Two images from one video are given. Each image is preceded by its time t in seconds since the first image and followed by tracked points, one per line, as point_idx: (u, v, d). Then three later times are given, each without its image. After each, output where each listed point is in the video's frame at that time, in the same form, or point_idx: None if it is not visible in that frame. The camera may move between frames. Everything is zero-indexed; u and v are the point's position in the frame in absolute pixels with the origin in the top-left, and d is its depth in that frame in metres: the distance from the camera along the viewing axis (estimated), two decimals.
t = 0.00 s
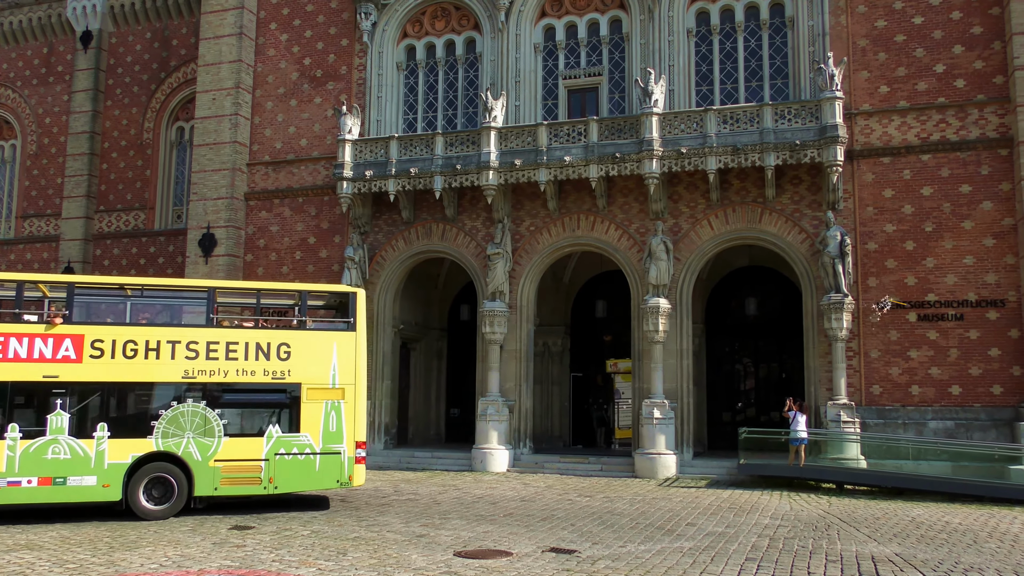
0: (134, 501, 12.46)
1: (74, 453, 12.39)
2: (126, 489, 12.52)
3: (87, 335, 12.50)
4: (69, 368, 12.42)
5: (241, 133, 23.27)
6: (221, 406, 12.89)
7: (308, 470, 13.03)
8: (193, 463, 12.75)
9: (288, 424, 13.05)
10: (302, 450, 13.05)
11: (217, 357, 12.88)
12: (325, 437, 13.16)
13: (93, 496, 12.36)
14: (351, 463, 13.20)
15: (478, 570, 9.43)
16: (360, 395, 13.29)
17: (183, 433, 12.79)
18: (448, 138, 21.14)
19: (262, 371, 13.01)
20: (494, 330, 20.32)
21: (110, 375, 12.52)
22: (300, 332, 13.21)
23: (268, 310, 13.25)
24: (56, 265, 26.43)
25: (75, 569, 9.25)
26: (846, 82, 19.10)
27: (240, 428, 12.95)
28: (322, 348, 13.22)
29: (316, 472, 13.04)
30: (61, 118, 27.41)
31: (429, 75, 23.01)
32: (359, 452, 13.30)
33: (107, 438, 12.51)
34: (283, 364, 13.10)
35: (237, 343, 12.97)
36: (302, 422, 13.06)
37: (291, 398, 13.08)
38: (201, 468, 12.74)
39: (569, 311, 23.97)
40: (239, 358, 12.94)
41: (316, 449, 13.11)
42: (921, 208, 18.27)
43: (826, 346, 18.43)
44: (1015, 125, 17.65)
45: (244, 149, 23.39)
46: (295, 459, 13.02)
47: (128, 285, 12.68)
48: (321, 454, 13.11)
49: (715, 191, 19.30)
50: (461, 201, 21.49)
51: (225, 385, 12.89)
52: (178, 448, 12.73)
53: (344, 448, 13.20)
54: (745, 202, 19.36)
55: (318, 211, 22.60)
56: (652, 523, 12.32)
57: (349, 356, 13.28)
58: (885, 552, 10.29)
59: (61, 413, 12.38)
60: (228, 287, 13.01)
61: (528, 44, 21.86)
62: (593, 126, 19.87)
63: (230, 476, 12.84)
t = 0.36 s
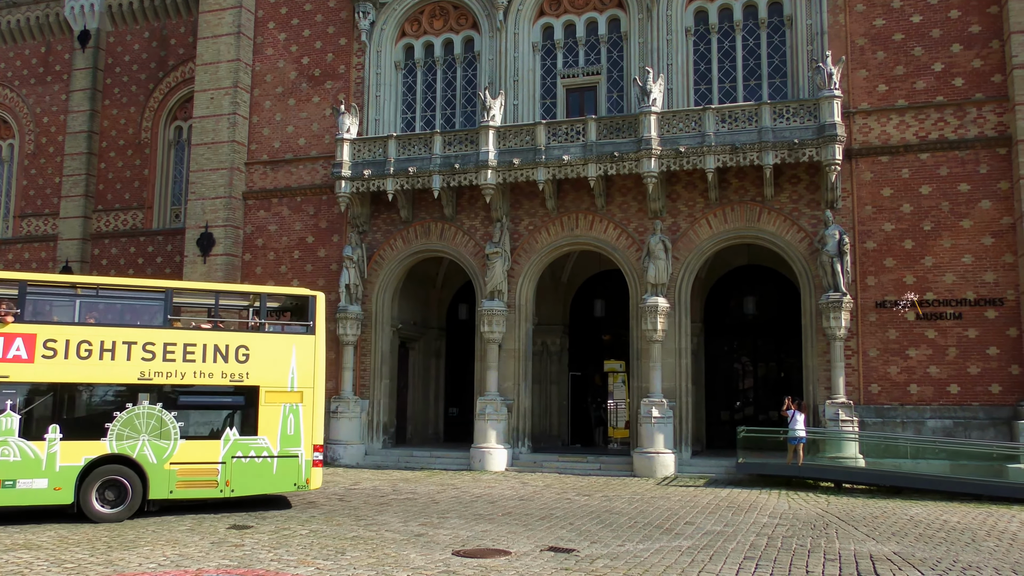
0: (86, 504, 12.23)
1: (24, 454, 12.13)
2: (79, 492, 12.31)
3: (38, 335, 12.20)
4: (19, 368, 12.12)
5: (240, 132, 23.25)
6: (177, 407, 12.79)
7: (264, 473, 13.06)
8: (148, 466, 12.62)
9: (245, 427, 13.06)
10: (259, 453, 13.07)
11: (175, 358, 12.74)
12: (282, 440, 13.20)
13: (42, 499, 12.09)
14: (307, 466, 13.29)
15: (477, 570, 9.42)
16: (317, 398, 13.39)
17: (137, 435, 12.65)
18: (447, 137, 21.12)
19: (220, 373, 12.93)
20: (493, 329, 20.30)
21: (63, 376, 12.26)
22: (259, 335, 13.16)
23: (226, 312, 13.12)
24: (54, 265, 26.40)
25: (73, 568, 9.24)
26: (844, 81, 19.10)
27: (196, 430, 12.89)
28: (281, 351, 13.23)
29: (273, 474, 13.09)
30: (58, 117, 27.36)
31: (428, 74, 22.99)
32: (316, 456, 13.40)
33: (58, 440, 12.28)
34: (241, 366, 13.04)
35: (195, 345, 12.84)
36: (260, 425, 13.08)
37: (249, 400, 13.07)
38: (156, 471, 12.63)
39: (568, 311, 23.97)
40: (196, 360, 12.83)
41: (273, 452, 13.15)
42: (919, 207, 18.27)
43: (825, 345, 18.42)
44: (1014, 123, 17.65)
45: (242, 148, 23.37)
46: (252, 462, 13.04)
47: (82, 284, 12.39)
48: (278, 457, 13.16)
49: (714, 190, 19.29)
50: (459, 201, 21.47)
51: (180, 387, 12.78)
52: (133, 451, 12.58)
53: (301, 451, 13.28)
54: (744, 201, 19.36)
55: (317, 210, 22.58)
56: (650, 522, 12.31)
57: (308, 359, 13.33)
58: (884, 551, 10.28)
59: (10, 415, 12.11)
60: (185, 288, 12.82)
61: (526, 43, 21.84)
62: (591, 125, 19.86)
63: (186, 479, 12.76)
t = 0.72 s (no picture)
0: (37, 509, 12.04)
1: None
2: (29, 497, 12.10)
3: None
4: None
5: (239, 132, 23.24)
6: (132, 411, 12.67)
7: (220, 478, 13.02)
8: (101, 471, 12.47)
9: (201, 432, 13.01)
10: (216, 458, 13.03)
11: (131, 361, 12.61)
12: (239, 445, 13.16)
13: None
14: (265, 471, 13.28)
15: (475, 571, 9.41)
16: (276, 403, 13.42)
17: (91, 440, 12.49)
18: (446, 138, 21.13)
19: (177, 377, 12.86)
20: (491, 330, 20.27)
21: (13, 378, 11.98)
22: (217, 339, 13.12)
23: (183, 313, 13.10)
24: (52, 265, 26.38)
25: (71, 568, 9.25)
26: (843, 82, 19.11)
27: (151, 433, 12.81)
28: (240, 356, 13.20)
29: (229, 480, 13.06)
30: (57, 117, 27.35)
31: (427, 75, 22.99)
32: (274, 460, 13.37)
33: (9, 444, 12.06)
34: (199, 370, 12.99)
35: (152, 348, 12.74)
36: (217, 430, 13.03)
37: (205, 405, 13.04)
38: (109, 476, 12.48)
39: (567, 312, 23.95)
40: (153, 363, 12.72)
41: (230, 457, 13.11)
42: (918, 209, 18.28)
43: (823, 346, 18.44)
44: (1012, 126, 17.66)
45: (241, 148, 23.37)
46: (208, 467, 12.99)
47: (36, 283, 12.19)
48: (235, 462, 13.12)
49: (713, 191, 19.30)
50: (458, 201, 21.48)
51: (136, 391, 12.65)
52: (86, 455, 12.42)
53: (259, 456, 13.25)
54: (743, 203, 19.37)
55: (316, 210, 22.58)
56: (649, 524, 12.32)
57: (268, 364, 13.35)
58: (882, 552, 10.29)
59: None
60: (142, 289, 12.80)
61: (526, 44, 21.85)
62: (591, 126, 19.88)
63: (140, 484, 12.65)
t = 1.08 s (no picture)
0: None
1: None
2: None
3: None
4: None
5: (238, 132, 23.22)
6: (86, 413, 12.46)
7: (175, 482, 12.90)
8: (52, 473, 12.18)
9: (156, 434, 12.88)
10: (171, 462, 12.91)
11: (85, 362, 12.42)
12: (196, 449, 13.07)
13: None
14: (221, 475, 13.22)
15: (473, 570, 9.41)
16: (234, 405, 13.36)
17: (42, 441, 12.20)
18: (445, 138, 21.13)
19: (133, 379, 12.70)
20: (490, 330, 20.29)
21: None
22: (174, 340, 13.00)
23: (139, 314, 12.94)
24: (51, 264, 26.35)
25: (69, 568, 9.23)
26: (843, 84, 19.12)
27: (105, 435, 12.61)
28: (198, 358, 13.11)
29: (185, 483, 12.96)
30: (56, 116, 27.34)
31: (427, 74, 22.99)
32: (231, 464, 13.35)
33: None
34: (155, 372, 12.86)
35: (108, 349, 12.56)
36: (174, 433, 12.93)
37: (162, 407, 12.92)
38: (61, 479, 12.22)
39: (565, 312, 23.95)
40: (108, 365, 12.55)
41: (186, 461, 13.01)
42: (916, 210, 18.30)
43: (821, 347, 18.46)
44: (1011, 127, 17.67)
45: (241, 148, 23.36)
46: (163, 470, 12.85)
47: None
48: (191, 465, 13.02)
49: (712, 192, 19.32)
50: (456, 201, 21.49)
51: (90, 392, 12.45)
52: (36, 457, 12.12)
53: (215, 460, 13.19)
54: (742, 203, 19.38)
55: (315, 210, 22.57)
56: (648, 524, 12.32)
57: (227, 366, 13.30)
58: (880, 554, 10.29)
59: None
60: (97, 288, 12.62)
61: (525, 44, 21.86)
62: (591, 127, 19.91)
63: (93, 488, 12.44)
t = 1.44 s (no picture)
0: None
1: None
2: None
3: None
4: None
5: (238, 131, 23.22)
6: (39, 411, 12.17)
7: (131, 481, 12.68)
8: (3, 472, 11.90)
9: (112, 433, 12.64)
10: (127, 461, 12.69)
11: (39, 359, 12.10)
12: (153, 448, 12.89)
13: None
14: (178, 474, 13.08)
15: (472, 570, 9.40)
16: (192, 404, 13.22)
17: None
18: (445, 137, 21.13)
19: (88, 377, 12.40)
20: (489, 330, 20.29)
21: None
22: (131, 338, 12.74)
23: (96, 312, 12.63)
24: (50, 263, 26.35)
25: (67, 567, 9.22)
26: (843, 84, 19.12)
27: (59, 434, 12.34)
28: (156, 356, 12.90)
29: (141, 483, 12.76)
30: (56, 115, 27.32)
31: (426, 74, 22.99)
32: (187, 464, 13.23)
33: None
34: (112, 370, 12.59)
35: (63, 346, 12.25)
36: (130, 432, 12.71)
37: (117, 405, 12.67)
38: (12, 478, 11.93)
39: (564, 312, 23.95)
40: (63, 362, 12.24)
41: (142, 460, 12.81)
42: (916, 211, 18.30)
43: (821, 347, 18.46)
44: (1011, 128, 17.67)
45: (240, 147, 23.34)
46: (118, 469, 12.63)
47: None
48: (148, 464, 12.83)
49: (711, 191, 19.31)
50: (456, 201, 21.49)
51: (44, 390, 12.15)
52: None
53: (172, 459, 13.03)
54: (742, 203, 19.38)
55: (314, 209, 22.56)
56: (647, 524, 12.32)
57: (185, 364, 13.14)
58: (879, 554, 10.29)
59: None
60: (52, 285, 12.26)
61: (525, 44, 21.85)
62: (590, 126, 19.91)
63: (45, 487, 12.13)
